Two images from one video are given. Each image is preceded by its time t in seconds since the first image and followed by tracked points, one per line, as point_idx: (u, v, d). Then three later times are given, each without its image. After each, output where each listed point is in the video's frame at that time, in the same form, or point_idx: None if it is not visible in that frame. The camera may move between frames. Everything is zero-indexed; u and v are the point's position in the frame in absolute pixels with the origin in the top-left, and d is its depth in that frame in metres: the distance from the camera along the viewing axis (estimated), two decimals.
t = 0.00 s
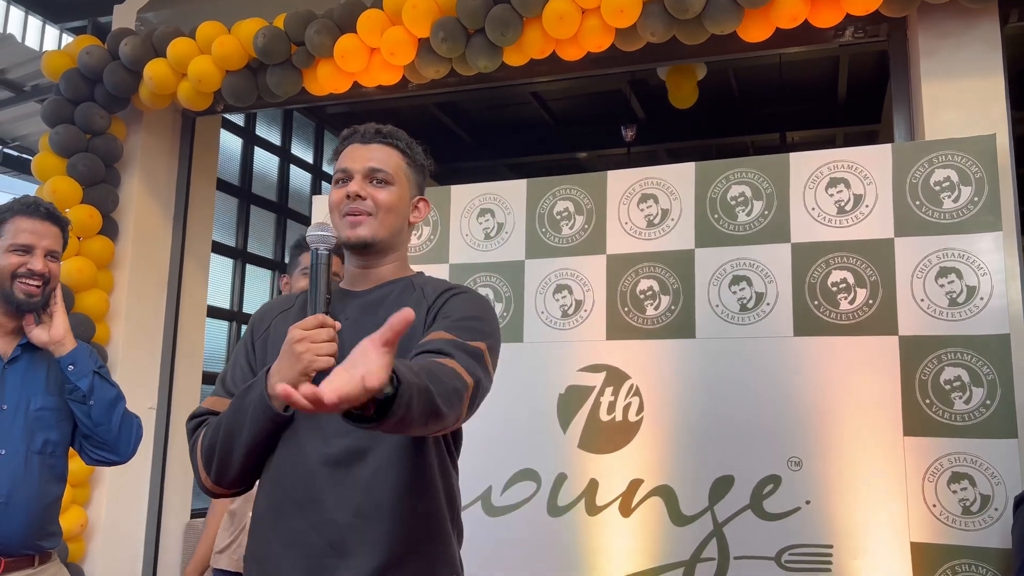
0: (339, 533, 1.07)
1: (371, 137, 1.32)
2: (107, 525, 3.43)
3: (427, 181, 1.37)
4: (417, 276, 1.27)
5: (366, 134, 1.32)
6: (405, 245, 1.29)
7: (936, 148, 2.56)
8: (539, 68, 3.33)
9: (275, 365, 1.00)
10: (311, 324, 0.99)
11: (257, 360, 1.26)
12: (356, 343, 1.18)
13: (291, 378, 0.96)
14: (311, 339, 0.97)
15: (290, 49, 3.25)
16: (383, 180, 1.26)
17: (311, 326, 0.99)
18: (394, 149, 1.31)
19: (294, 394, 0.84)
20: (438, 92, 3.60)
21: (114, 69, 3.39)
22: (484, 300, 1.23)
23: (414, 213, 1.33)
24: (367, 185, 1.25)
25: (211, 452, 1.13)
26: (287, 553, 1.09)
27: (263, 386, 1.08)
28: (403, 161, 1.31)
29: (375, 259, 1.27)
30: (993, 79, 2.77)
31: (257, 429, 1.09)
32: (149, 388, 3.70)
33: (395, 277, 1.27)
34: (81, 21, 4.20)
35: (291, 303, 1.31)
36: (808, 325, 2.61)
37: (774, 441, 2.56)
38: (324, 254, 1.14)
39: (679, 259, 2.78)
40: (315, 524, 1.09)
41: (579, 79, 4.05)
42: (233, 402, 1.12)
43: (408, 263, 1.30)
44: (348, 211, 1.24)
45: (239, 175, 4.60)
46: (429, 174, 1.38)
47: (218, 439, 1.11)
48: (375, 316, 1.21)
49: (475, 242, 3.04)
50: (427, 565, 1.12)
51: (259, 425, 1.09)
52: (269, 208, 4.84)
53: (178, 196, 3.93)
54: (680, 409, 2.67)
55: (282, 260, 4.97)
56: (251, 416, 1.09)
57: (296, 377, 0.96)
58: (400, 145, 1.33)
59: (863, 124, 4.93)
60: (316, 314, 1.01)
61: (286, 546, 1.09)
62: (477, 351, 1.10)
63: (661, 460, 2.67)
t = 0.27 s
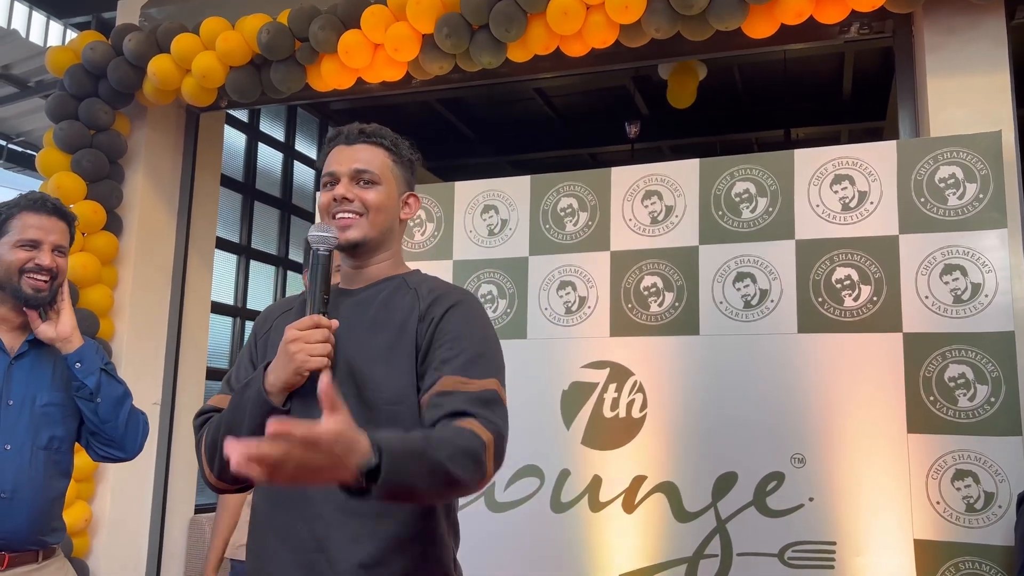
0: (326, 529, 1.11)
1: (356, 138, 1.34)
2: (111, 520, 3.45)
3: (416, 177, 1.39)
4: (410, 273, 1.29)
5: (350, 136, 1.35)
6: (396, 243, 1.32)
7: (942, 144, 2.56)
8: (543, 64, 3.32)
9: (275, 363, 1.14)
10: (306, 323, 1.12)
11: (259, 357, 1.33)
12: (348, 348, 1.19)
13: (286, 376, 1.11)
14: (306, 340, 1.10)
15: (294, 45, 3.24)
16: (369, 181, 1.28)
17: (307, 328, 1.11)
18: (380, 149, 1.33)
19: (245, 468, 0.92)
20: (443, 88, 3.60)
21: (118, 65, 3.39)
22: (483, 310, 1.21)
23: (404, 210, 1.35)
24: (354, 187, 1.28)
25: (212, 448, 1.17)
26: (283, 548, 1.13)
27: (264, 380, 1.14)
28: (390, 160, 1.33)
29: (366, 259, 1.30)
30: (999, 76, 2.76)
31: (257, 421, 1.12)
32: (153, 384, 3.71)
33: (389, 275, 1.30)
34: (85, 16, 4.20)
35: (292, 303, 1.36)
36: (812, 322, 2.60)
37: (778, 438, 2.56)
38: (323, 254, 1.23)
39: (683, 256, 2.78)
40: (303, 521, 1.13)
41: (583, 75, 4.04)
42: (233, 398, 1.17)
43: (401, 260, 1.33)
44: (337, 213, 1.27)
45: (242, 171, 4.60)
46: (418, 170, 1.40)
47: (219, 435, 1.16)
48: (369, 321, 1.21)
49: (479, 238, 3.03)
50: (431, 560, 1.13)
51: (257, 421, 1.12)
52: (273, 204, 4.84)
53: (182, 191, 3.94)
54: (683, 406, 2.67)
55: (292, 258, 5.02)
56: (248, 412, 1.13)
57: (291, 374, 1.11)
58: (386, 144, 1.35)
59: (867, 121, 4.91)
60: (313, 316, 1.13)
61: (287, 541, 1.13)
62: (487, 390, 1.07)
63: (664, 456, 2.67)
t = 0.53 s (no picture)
0: (324, 522, 1.13)
1: (343, 132, 1.34)
2: (113, 514, 3.46)
3: (407, 166, 1.39)
4: (405, 267, 1.32)
5: (337, 130, 1.35)
6: (390, 235, 1.34)
7: (946, 140, 2.55)
8: (546, 59, 3.32)
9: (265, 359, 1.19)
10: (294, 319, 1.17)
11: (257, 354, 1.34)
12: (349, 349, 1.22)
13: (275, 371, 1.16)
14: (292, 335, 1.15)
15: (297, 39, 3.24)
16: (359, 175, 1.29)
17: (295, 323, 1.17)
18: (369, 140, 1.34)
19: None
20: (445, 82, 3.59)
21: (121, 59, 3.39)
22: (484, 309, 1.26)
23: (397, 201, 1.35)
24: (344, 182, 1.28)
25: (213, 446, 1.25)
26: (282, 542, 1.16)
27: (256, 378, 1.21)
28: (380, 152, 1.33)
29: (360, 253, 1.31)
30: (1004, 71, 2.75)
31: (252, 420, 1.20)
32: (155, 378, 3.71)
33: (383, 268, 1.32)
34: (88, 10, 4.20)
35: (290, 301, 1.40)
36: (815, 318, 2.60)
37: (780, 434, 2.56)
38: (310, 250, 1.28)
39: (686, 251, 2.77)
40: (301, 512, 1.15)
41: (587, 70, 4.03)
42: (231, 396, 1.24)
43: (395, 251, 1.34)
44: (328, 210, 1.28)
45: (246, 166, 4.60)
46: (410, 159, 1.40)
47: (218, 433, 1.24)
48: (368, 323, 1.24)
49: (482, 233, 3.03)
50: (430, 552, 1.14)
51: (252, 418, 1.20)
52: (276, 199, 4.84)
53: (185, 185, 3.94)
54: (685, 401, 2.67)
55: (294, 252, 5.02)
56: (244, 410, 1.21)
57: (279, 368, 1.16)
58: (375, 135, 1.35)
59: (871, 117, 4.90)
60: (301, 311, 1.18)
61: (287, 533, 1.15)
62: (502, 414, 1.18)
63: (666, 452, 2.67)
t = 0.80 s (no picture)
0: (328, 518, 1.14)
1: (349, 133, 1.35)
2: (117, 508, 3.47)
3: (412, 168, 1.39)
4: (407, 266, 1.32)
5: (344, 131, 1.35)
6: (393, 236, 1.34)
7: (949, 139, 2.55)
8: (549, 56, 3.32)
9: (269, 357, 1.19)
10: (297, 319, 1.17)
11: (257, 352, 1.36)
12: (354, 346, 1.23)
13: (279, 369, 1.17)
14: (297, 335, 1.16)
15: (300, 35, 3.25)
16: (363, 176, 1.29)
17: (299, 322, 1.17)
18: (374, 141, 1.34)
19: None
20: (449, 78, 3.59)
21: (124, 54, 3.39)
22: (485, 306, 1.28)
23: (400, 203, 1.36)
24: (348, 183, 1.29)
25: (215, 445, 1.25)
26: (286, 537, 1.17)
27: (258, 377, 1.21)
28: (384, 153, 1.33)
29: (362, 254, 1.32)
30: (1007, 69, 2.75)
31: (255, 419, 1.20)
32: (159, 373, 3.73)
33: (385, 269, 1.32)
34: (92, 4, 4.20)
35: (289, 298, 1.40)
36: (817, 316, 2.60)
37: (781, 431, 2.56)
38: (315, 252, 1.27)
39: (689, 249, 2.78)
40: (305, 508, 1.16)
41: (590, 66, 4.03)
42: (233, 394, 1.24)
43: (397, 253, 1.34)
44: (331, 210, 1.28)
45: (249, 161, 4.61)
46: (414, 161, 1.41)
47: (221, 432, 1.23)
48: (371, 319, 1.25)
49: (484, 230, 3.04)
50: (433, 547, 1.15)
51: (256, 417, 1.20)
52: (279, 195, 4.85)
53: (188, 181, 3.94)
54: (687, 398, 2.67)
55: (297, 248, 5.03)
56: (247, 409, 1.20)
57: (284, 367, 1.16)
58: (381, 136, 1.35)
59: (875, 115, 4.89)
60: (304, 310, 1.18)
61: (291, 529, 1.17)
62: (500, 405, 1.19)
63: (667, 449, 2.67)
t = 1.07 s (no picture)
0: (322, 511, 1.14)
1: (352, 132, 1.34)
2: (119, 502, 3.48)
3: (415, 169, 1.39)
4: (407, 265, 1.32)
5: (346, 130, 1.35)
6: (393, 236, 1.34)
7: (953, 136, 2.54)
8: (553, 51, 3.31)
9: (263, 354, 1.20)
10: (291, 317, 1.18)
11: (258, 347, 1.36)
12: (349, 345, 1.23)
13: (272, 366, 1.17)
14: (289, 332, 1.16)
15: (304, 30, 3.24)
16: (364, 175, 1.29)
17: (291, 319, 1.17)
18: (377, 141, 1.34)
19: None
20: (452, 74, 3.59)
21: (127, 49, 3.39)
22: (481, 308, 1.28)
23: (401, 202, 1.35)
24: (349, 182, 1.29)
25: (213, 438, 1.27)
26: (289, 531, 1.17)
27: (254, 373, 1.22)
28: (386, 153, 1.33)
29: (363, 252, 1.32)
30: (1012, 66, 2.74)
31: (248, 415, 1.22)
32: (161, 367, 3.73)
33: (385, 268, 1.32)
34: None
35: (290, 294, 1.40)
36: (820, 313, 2.60)
37: (783, 428, 2.56)
38: (309, 253, 1.30)
39: (692, 245, 2.78)
40: (301, 502, 1.16)
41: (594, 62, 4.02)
42: (230, 389, 1.26)
43: (398, 252, 1.34)
44: (332, 208, 1.29)
45: (251, 156, 4.61)
46: (417, 162, 1.40)
47: (218, 426, 1.25)
48: (368, 318, 1.25)
49: (487, 226, 3.04)
50: (429, 541, 1.15)
51: (250, 413, 1.22)
52: (282, 190, 4.85)
53: (191, 175, 3.94)
54: (690, 394, 2.67)
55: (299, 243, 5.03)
56: (242, 405, 1.22)
57: (276, 364, 1.17)
58: (384, 136, 1.35)
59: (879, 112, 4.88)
60: (298, 308, 1.18)
61: (286, 522, 1.17)
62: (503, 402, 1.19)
63: (670, 446, 2.68)
